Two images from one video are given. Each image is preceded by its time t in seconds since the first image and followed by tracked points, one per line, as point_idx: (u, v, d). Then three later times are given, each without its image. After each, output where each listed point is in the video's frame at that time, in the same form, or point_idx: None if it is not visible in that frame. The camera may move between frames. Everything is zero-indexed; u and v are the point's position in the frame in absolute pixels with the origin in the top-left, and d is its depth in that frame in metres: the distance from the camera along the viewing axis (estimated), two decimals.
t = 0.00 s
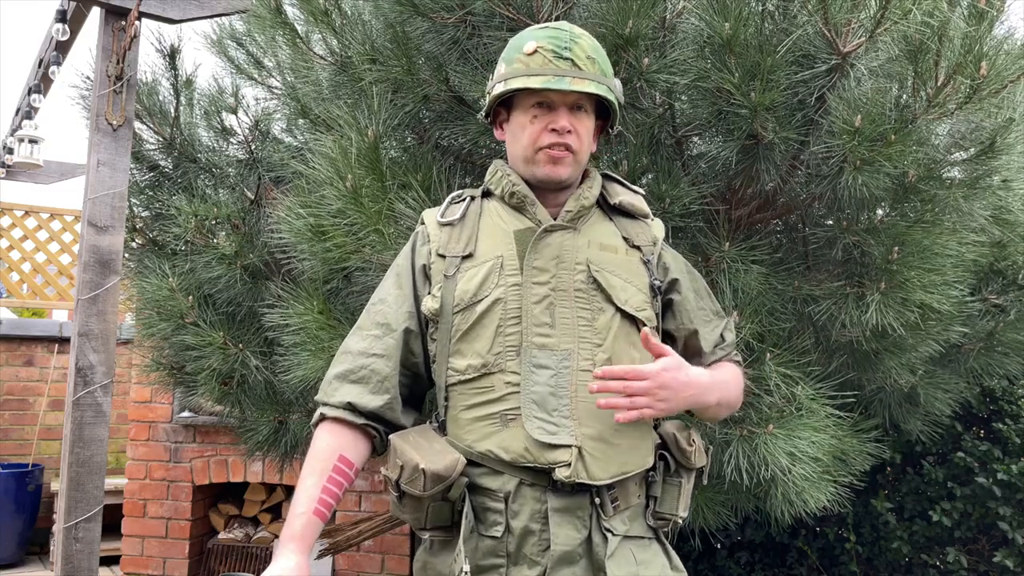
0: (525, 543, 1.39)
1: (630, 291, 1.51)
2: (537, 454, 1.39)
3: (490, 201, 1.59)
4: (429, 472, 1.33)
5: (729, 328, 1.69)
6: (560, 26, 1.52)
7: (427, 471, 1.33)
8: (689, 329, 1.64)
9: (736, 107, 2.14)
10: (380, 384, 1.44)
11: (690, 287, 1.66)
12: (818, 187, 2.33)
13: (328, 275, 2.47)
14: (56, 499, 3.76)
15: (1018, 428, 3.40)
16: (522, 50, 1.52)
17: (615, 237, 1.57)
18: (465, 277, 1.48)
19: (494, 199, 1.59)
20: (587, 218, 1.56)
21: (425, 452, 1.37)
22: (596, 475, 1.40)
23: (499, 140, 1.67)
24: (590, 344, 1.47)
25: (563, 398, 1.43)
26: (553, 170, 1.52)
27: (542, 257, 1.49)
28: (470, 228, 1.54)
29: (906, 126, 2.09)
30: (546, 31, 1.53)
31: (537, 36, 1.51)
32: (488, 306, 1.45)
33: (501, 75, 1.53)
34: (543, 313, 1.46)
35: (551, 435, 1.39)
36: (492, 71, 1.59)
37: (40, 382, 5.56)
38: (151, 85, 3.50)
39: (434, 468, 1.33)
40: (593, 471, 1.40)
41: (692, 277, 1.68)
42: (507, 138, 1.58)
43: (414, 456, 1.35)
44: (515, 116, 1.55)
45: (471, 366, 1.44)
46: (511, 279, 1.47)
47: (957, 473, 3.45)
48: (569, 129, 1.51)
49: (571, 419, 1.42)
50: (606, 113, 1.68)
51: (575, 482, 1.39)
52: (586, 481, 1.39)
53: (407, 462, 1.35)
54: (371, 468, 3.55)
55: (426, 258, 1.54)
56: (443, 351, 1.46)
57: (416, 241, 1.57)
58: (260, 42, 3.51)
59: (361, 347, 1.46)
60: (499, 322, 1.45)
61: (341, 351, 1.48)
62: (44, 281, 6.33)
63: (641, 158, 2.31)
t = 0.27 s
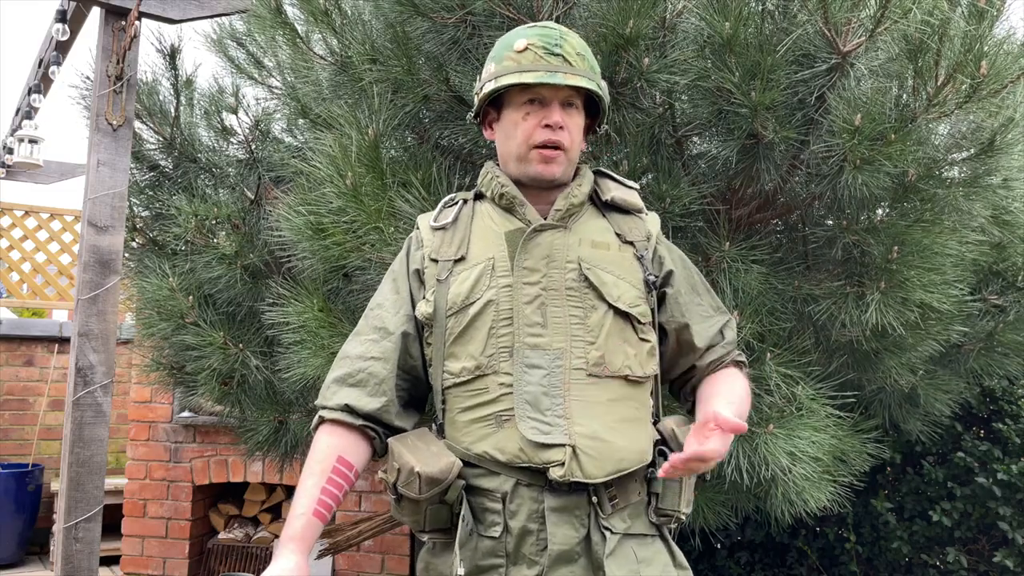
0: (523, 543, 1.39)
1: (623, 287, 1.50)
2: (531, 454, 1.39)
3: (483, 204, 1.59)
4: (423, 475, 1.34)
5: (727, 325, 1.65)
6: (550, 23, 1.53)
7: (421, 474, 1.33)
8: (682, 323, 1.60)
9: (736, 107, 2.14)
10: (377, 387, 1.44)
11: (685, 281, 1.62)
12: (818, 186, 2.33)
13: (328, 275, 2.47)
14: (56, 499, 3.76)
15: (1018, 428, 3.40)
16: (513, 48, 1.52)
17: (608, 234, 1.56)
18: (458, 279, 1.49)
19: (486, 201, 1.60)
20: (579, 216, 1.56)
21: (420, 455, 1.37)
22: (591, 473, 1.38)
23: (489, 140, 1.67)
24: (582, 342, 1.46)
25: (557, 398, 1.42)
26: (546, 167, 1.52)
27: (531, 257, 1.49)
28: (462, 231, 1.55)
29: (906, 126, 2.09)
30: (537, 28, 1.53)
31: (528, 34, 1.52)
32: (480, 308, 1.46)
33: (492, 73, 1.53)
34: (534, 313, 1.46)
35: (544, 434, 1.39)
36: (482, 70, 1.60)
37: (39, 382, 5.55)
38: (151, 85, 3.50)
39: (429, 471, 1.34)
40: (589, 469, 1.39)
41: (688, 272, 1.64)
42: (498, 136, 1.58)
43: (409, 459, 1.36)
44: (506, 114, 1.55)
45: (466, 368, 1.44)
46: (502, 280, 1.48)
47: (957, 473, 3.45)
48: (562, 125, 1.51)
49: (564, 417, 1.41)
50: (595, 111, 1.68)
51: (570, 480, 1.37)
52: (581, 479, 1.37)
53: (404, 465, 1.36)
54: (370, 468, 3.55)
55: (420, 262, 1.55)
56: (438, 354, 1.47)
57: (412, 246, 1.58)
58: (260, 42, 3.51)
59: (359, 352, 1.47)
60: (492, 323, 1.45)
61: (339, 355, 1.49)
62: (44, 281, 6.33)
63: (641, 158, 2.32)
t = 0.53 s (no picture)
0: (521, 544, 1.39)
1: (623, 288, 1.50)
2: (530, 455, 1.39)
3: (484, 204, 1.59)
4: (422, 475, 1.33)
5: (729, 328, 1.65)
6: (546, 22, 1.53)
7: (419, 474, 1.33)
8: (683, 325, 1.60)
9: (736, 107, 2.14)
10: (376, 386, 1.44)
11: (686, 283, 1.62)
12: (818, 186, 2.33)
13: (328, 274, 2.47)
14: (57, 499, 3.76)
15: (1018, 428, 3.40)
16: (508, 49, 1.52)
17: (609, 235, 1.56)
18: (458, 279, 1.49)
19: (487, 201, 1.60)
20: (580, 216, 1.56)
21: (419, 455, 1.37)
22: (589, 474, 1.39)
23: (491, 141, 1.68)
24: (582, 343, 1.46)
25: (555, 398, 1.42)
26: (544, 166, 1.52)
27: (532, 258, 1.49)
28: (463, 231, 1.55)
29: (906, 126, 2.09)
30: (533, 28, 1.54)
31: (523, 34, 1.52)
32: (480, 308, 1.46)
33: (488, 75, 1.53)
34: (534, 313, 1.46)
35: (543, 435, 1.39)
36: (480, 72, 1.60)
37: (39, 382, 5.55)
38: (151, 85, 3.50)
39: (428, 471, 1.34)
40: (587, 470, 1.39)
41: (690, 274, 1.64)
42: (498, 137, 1.58)
43: (408, 459, 1.36)
44: (505, 115, 1.55)
45: (465, 368, 1.44)
46: (502, 281, 1.48)
47: (957, 473, 3.45)
48: (559, 124, 1.51)
49: (563, 418, 1.41)
50: (597, 109, 1.67)
51: (568, 481, 1.38)
52: (580, 481, 1.38)
53: (402, 465, 1.36)
54: (370, 468, 3.55)
55: (421, 262, 1.55)
56: (437, 353, 1.47)
57: (413, 245, 1.58)
58: (260, 42, 3.51)
59: (360, 351, 1.47)
60: (491, 324, 1.45)
61: (339, 354, 1.49)
62: (44, 281, 6.33)
63: (641, 158, 2.32)
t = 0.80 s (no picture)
0: (520, 544, 1.39)
1: (624, 289, 1.50)
2: (529, 455, 1.39)
3: (486, 204, 1.59)
4: (421, 475, 1.33)
5: (730, 329, 1.65)
6: (547, 23, 1.53)
7: (419, 474, 1.33)
8: (683, 327, 1.60)
9: (736, 107, 2.14)
10: (377, 386, 1.44)
11: (687, 285, 1.62)
12: (818, 186, 2.33)
13: (328, 275, 2.47)
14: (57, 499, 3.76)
15: (1018, 428, 3.40)
16: (509, 49, 1.53)
17: (610, 236, 1.56)
18: (459, 279, 1.49)
19: (489, 201, 1.60)
20: (581, 217, 1.56)
21: (419, 455, 1.37)
22: (588, 475, 1.38)
23: (493, 142, 1.67)
24: (582, 344, 1.46)
25: (555, 399, 1.42)
26: (545, 166, 1.51)
27: (534, 258, 1.49)
28: (464, 230, 1.55)
29: (906, 127, 2.09)
30: (533, 28, 1.54)
31: (524, 35, 1.52)
32: (481, 308, 1.46)
33: (490, 76, 1.54)
34: (534, 314, 1.46)
35: (542, 435, 1.39)
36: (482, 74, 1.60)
37: (39, 382, 5.55)
38: (151, 85, 3.50)
39: (427, 471, 1.33)
40: (586, 470, 1.39)
41: (691, 275, 1.64)
42: (499, 138, 1.58)
43: (407, 458, 1.36)
44: (506, 116, 1.55)
45: (465, 368, 1.44)
46: (503, 281, 1.48)
47: (957, 473, 3.45)
48: (560, 124, 1.51)
49: (563, 418, 1.41)
50: (599, 110, 1.67)
51: (568, 482, 1.38)
52: (579, 481, 1.38)
53: (402, 465, 1.36)
54: (370, 468, 3.55)
55: (422, 261, 1.55)
56: (437, 354, 1.47)
57: (414, 245, 1.58)
58: (260, 42, 3.51)
59: (361, 350, 1.47)
60: (492, 324, 1.45)
61: (341, 353, 1.48)
62: (44, 281, 6.33)
63: (641, 158, 2.32)
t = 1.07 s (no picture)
0: (518, 543, 1.39)
1: (623, 289, 1.50)
2: (528, 454, 1.39)
3: (487, 204, 1.60)
4: (419, 473, 1.33)
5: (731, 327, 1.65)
6: (539, 23, 1.53)
7: (417, 472, 1.33)
8: (683, 326, 1.60)
9: (736, 107, 2.14)
10: (377, 384, 1.44)
11: (687, 284, 1.61)
12: (818, 186, 2.33)
13: (328, 275, 2.47)
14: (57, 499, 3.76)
15: (1018, 428, 3.40)
16: (502, 52, 1.53)
17: (610, 236, 1.56)
18: (459, 279, 1.49)
19: (490, 201, 1.60)
20: (581, 217, 1.56)
21: (417, 453, 1.37)
22: (586, 474, 1.39)
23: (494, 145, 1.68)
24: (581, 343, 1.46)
25: (553, 398, 1.42)
26: (540, 167, 1.51)
27: (533, 258, 1.49)
28: (465, 230, 1.55)
29: (906, 126, 2.09)
30: (525, 30, 1.54)
31: (516, 36, 1.52)
32: (481, 308, 1.46)
33: (484, 79, 1.54)
34: (534, 314, 1.46)
35: (540, 434, 1.39)
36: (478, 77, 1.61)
37: (39, 382, 5.55)
38: (151, 85, 3.49)
39: (425, 469, 1.34)
40: (584, 470, 1.39)
41: (691, 274, 1.63)
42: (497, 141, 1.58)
43: (406, 457, 1.36)
44: (501, 118, 1.56)
45: (464, 367, 1.44)
46: (503, 281, 1.48)
47: (957, 473, 3.45)
48: (553, 125, 1.51)
49: (561, 418, 1.41)
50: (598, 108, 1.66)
51: (565, 481, 1.38)
52: (577, 480, 1.38)
53: (400, 463, 1.36)
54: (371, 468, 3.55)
55: (423, 261, 1.55)
56: (437, 353, 1.47)
57: (415, 245, 1.58)
58: (260, 42, 3.51)
59: (361, 349, 1.47)
60: (491, 323, 1.45)
61: (342, 352, 1.49)
62: (44, 281, 6.33)
63: (641, 158, 2.32)
